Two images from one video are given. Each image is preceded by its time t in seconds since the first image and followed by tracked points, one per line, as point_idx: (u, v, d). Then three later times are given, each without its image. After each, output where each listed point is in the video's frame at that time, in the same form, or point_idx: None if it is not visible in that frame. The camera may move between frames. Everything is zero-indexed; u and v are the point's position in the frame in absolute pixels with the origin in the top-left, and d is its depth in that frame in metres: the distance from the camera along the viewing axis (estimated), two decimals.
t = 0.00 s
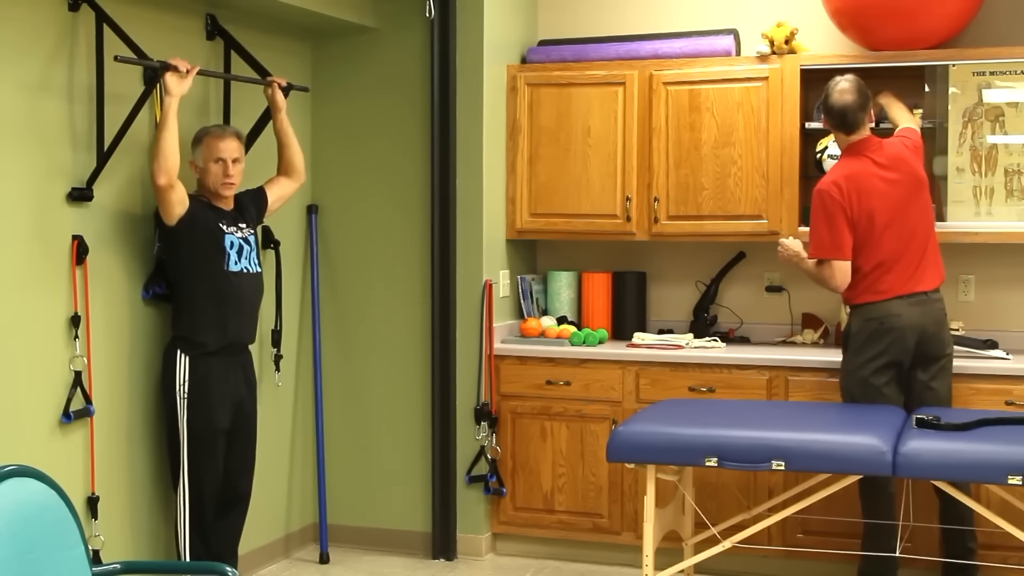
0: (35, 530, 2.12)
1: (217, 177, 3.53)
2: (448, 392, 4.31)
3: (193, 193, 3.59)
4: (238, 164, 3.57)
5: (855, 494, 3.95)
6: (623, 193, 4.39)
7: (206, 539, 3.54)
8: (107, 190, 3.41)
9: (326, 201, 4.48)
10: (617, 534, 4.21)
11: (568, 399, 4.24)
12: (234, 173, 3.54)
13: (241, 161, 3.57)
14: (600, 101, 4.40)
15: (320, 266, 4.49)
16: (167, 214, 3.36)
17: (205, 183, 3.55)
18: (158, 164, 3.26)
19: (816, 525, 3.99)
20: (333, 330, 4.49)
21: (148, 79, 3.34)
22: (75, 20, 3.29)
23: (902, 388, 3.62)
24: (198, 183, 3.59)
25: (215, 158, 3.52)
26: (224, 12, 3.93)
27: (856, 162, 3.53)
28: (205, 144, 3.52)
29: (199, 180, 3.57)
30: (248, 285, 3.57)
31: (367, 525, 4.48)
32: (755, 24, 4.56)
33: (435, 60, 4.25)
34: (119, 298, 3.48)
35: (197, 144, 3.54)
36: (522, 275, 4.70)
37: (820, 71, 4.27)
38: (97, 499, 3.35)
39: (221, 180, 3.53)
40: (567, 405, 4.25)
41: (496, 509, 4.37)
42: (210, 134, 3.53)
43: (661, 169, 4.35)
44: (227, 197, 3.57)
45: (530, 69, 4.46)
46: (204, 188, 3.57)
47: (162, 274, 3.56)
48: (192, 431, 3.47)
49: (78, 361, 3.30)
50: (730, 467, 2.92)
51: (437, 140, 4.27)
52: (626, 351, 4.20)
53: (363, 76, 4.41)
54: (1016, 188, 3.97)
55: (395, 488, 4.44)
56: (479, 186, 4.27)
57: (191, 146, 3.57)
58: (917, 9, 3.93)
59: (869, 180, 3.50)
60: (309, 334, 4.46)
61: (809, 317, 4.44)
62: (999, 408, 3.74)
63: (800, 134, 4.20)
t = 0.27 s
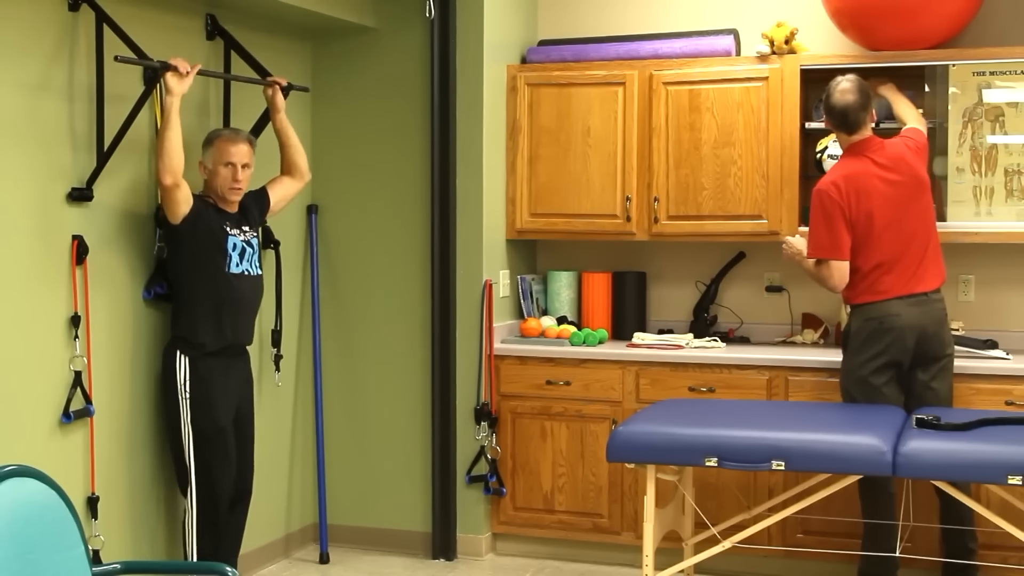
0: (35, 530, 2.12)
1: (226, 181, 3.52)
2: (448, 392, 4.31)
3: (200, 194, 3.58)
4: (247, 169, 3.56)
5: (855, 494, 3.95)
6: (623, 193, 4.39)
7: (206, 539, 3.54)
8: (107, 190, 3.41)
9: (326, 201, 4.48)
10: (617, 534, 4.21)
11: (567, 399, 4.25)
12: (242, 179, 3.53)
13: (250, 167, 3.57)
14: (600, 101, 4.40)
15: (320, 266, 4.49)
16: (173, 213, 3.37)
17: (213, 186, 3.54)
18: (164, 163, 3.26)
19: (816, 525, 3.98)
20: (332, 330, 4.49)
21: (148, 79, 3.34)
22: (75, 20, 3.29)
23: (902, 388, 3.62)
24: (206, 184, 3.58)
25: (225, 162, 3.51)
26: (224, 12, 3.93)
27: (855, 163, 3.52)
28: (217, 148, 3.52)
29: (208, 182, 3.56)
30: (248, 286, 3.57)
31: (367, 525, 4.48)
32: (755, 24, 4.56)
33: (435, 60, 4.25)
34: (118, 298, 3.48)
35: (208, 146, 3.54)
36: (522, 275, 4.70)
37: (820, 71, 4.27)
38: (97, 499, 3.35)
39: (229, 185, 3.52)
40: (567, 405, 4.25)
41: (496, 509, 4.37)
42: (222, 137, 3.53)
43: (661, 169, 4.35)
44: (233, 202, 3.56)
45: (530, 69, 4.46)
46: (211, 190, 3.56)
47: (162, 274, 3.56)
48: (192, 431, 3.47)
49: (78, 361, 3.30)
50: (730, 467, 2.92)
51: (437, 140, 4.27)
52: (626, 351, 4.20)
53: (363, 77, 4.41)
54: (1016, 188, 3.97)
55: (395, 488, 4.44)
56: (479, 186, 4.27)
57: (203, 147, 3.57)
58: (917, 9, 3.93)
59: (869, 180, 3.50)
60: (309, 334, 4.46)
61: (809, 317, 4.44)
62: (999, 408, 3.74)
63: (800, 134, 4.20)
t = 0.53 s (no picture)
0: (36, 530, 2.12)
1: (219, 181, 3.52)
2: (448, 392, 4.31)
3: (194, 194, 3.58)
4: (241, 168, 3.56)
5: (855, 494, 3.95)
6: (623, 193, 4.39)
7: (207, 540, 3.54)
8: (106, 190, 3.41)
9: (326, 201, 4.48)
10: (617, 534, 4.21)
11: (568, 399, 4.25)
12: (235, 179, 3.53)
13: (243, 167, 3.56)
14: (600, 101, 4.40)
15: (319, 266, 4.49)
16: (169, 212, 3.37)
17: (205, 185, 3.54)
18: (161, 160, 3.27)
19: (816, 525, 3.98)
20: (332, 330, 4.49)
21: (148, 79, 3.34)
22: (75, 20, 3.29)
23: (903, 388, 3.62)
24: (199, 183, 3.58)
25: (218, 162, 3.50)
26: (224, 12, 3.93)
27: (857, 163, 3.52)
28: (209, 147, 3.51)
29: (201, 181, 3.56)
30: (247, 285, 3.56)
31: (367, 525, 4.48)
32: (755, 24, 4.56)
33: (435, 60, 4.25)
34: (118, 298, 3.48)
35: (201, 145, 3.53)
36: (522, 275, 4.70)
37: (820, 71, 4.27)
38: (97, 499, 3.35)
39: (222, 185, 3.52)
40: (567, 405, 4.25)
41: (496, 509, 4.37)
42: (215, 136, 3.51)
43: (661, 169, 4.35)
44: (227, 202, 3.56)
45: (530, 69, 4.46)
46: (204, 189, 3.55)
47: (161, 274, 3.56)
48: (192, 431, 3.47)
49: (78, 361, 3.30)
50: (730, 467, 2.92)
51: (437, 140, 4.27)
52: (626, 351, 4.20)
53: (363, 77, 4.41)
54: (1016, 188, 3.97)
55: (395, 488, 4.44)
56: (479, 186, 4.27)
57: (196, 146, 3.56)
58: (917, 9, 3.93)
59: (869, 180, 3.50)
60: (309, 334, 4.46)
61: (809, 317, 4.44)
62: (999, 407, 3.74)
63: (800, 134, 4.20)
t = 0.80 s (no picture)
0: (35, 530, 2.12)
1: (213, 181, 3.51)
2: (448, 392, 4.31)
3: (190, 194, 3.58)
4: (235, 168, 3.55)
5: (854, 494, 3.95)
6: (623, 193, 4.39)
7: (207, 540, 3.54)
8: (106, 190, 3.41)
9: (326, 201, 4.48)
10: (617, 534, 4.21)
11: (567, 399, 4.24)
12: (229, 179, 3.52)
13: (237, 167, 3.56)
14: (600, 101, 4.40)
15: (319, 266, 4.49)
16: (163, 209, 3.37)
17: (200, 185, 3.53)
18: (156, 153, 3.27)
19: (816, 525, 3.98)
20: (332, 330, 4.49)
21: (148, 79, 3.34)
22: (75, 20, 3.29)
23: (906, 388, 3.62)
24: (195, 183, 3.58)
25: (212, 161, 3.50)
26: (224, 11, 3.93)
27: (862, 163, 3.52)
28: (204, 147, 3.51)
29: (196, 181, 3.56)
30: (245, 284, 3.56)
31: (367, 525, 4.48)
32: (755, 24, 4.56)
33: (435, 60, 4.25)
34: (118, 298, 3.48)
35: (196, 144, 3.53)
36: (522, 275, 4.70)
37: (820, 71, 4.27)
38: (97, 499, 3.35)
39: (217, 185, 3.51)
40: (567, 405, 4.25)
41: (496, 509, 4.36)
42: (209, 136, 3.51)
43: (661, 169, 4.35)
44: (221, 202, 3.55)
45: (530, 69, 4.46)
46: (199, 189, 3.55)
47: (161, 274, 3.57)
48: (192, 432, 3.47)
49: (78, 361, 3.30)
50: (729, 467, 2.92)
51: (437, 140, 4.27)
52: (626, 351, 4.20)
53: (363, 77, 4.41)
54: (1016, 188, 3.97)
55: (395, 488, 4.44)
56: (479, 186, 4.27)
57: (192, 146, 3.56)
58: (916, 9, 3.93)
59: (873, 180, 3.50)
60: (309, 334, 4.46)
61: (809, 317, 4.44)
62: (999, 408, 3.74)
63: (800, 134, 4.20)
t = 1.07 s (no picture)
0: (36, 530, 2.12)
1: (212, 181, 3.51)
2: (448, 392, 4.31)
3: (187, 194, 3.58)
4: (234, 168, 3.55)
5: (854, 494, 3.95)
6: (623, 193, 4.39)
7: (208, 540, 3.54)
8: (106, 190, 3.41)
9: (326, 200, 4.48)
10: (617, 534, 4.21)
11: (567, 399, 4.24)
12: (228, 178, 3.52)
13: (235, 167, 3.55)
14: (600, 101, 4.40)
15: (319, 266, 4.49)
16: (162, 210, 3.37)
17: (199, 185, 3.53)
18: (156, 152, 3.27)
19: (816, 525, 3.98)
20: (332, 330, 4.49)
21: (148, 79, 3.34)
22: (75, 20, 3.29)
23: (911, 388, 3.62)
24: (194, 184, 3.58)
25: (210, 161, 3.50)
26: (224, 11, 3.93)
27: (873, 162, 3.52)
28: (202, 147, 3.51)
29: (195, 182, 3.56)
30: (244, 284, 3.56)
31: (367, 525, 4.48)
32: (755, 24, 4.56)
33: (435, 60, 4.25)
34: (118, 298, 3.48)
35: (194, 145, 3.53)
36: (522, 275, 4.70)
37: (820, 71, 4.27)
38: (97, 499, 3.35)
39: (215, 184, 3.51)
40: (567, 405, 4.25)
41: (496, 509, 4.36)
42: (207, 136, 3.51)
43: (661, 169, 4.35)
44: (220, 202, 3.55)
45: (530, 69, 4.46)
46: (197, 189, 3.55)
47: (160, 274, 3.57)
48: (192, 432, 3.47)
49: (78, 361, 3.30)
50: (729, 467, 2.92)
51: (437, 140, 4.27)
52: (626, 351, 4.20)
53: (363, 77, 4.41)
54: (1016, 188, 3.97)
55: (395, 488, 4.44)
56: (479, 186, 4.27)
57: (189, 147, 3.56)
58: (917, 9, 3.93)
59: (885, 180, 3.50)
60: (309, 334, 4.46)
61: (809, 317, 4.44)
62: (999, 408, 3.74)
63: (800, 134, 4.20)
